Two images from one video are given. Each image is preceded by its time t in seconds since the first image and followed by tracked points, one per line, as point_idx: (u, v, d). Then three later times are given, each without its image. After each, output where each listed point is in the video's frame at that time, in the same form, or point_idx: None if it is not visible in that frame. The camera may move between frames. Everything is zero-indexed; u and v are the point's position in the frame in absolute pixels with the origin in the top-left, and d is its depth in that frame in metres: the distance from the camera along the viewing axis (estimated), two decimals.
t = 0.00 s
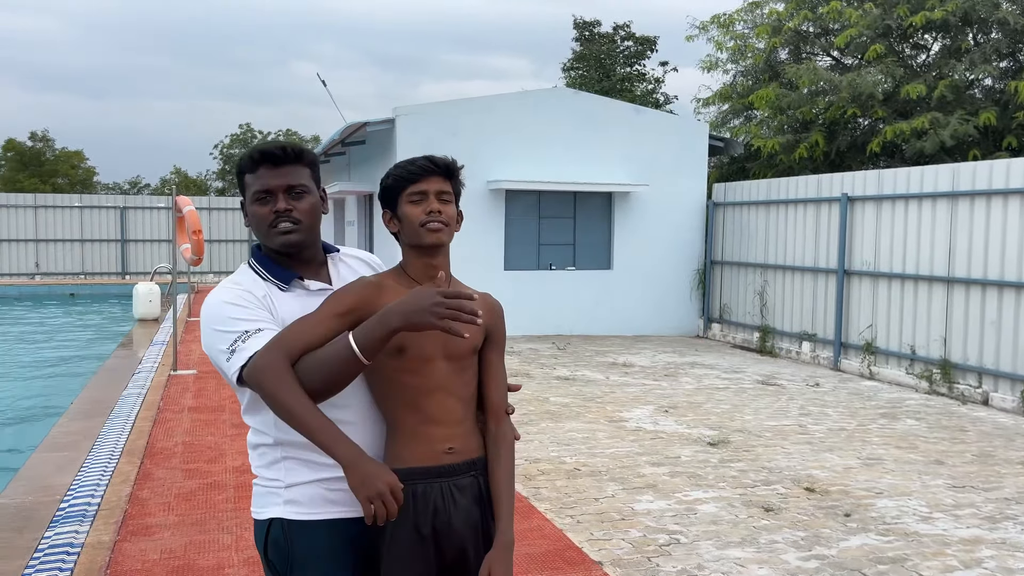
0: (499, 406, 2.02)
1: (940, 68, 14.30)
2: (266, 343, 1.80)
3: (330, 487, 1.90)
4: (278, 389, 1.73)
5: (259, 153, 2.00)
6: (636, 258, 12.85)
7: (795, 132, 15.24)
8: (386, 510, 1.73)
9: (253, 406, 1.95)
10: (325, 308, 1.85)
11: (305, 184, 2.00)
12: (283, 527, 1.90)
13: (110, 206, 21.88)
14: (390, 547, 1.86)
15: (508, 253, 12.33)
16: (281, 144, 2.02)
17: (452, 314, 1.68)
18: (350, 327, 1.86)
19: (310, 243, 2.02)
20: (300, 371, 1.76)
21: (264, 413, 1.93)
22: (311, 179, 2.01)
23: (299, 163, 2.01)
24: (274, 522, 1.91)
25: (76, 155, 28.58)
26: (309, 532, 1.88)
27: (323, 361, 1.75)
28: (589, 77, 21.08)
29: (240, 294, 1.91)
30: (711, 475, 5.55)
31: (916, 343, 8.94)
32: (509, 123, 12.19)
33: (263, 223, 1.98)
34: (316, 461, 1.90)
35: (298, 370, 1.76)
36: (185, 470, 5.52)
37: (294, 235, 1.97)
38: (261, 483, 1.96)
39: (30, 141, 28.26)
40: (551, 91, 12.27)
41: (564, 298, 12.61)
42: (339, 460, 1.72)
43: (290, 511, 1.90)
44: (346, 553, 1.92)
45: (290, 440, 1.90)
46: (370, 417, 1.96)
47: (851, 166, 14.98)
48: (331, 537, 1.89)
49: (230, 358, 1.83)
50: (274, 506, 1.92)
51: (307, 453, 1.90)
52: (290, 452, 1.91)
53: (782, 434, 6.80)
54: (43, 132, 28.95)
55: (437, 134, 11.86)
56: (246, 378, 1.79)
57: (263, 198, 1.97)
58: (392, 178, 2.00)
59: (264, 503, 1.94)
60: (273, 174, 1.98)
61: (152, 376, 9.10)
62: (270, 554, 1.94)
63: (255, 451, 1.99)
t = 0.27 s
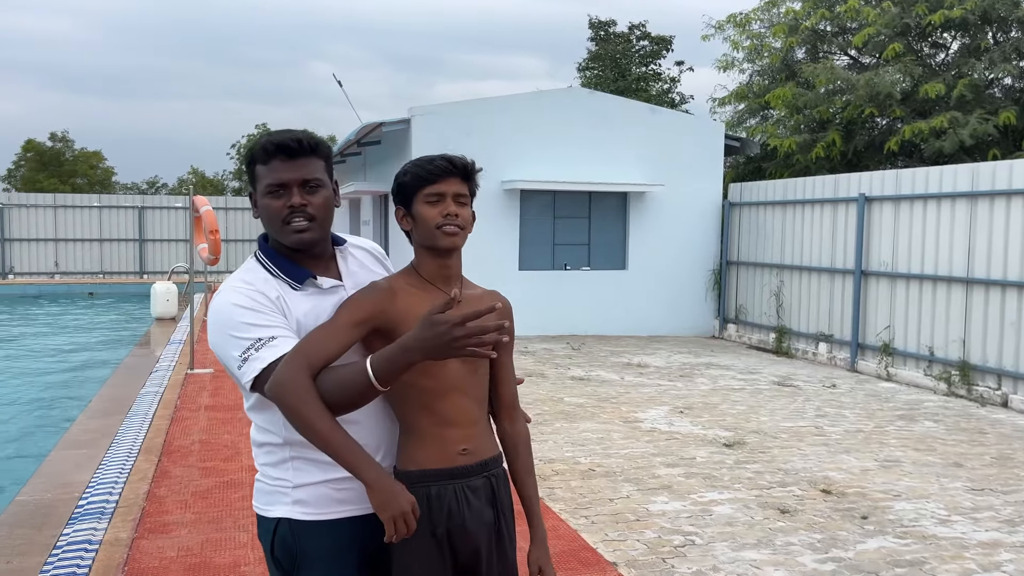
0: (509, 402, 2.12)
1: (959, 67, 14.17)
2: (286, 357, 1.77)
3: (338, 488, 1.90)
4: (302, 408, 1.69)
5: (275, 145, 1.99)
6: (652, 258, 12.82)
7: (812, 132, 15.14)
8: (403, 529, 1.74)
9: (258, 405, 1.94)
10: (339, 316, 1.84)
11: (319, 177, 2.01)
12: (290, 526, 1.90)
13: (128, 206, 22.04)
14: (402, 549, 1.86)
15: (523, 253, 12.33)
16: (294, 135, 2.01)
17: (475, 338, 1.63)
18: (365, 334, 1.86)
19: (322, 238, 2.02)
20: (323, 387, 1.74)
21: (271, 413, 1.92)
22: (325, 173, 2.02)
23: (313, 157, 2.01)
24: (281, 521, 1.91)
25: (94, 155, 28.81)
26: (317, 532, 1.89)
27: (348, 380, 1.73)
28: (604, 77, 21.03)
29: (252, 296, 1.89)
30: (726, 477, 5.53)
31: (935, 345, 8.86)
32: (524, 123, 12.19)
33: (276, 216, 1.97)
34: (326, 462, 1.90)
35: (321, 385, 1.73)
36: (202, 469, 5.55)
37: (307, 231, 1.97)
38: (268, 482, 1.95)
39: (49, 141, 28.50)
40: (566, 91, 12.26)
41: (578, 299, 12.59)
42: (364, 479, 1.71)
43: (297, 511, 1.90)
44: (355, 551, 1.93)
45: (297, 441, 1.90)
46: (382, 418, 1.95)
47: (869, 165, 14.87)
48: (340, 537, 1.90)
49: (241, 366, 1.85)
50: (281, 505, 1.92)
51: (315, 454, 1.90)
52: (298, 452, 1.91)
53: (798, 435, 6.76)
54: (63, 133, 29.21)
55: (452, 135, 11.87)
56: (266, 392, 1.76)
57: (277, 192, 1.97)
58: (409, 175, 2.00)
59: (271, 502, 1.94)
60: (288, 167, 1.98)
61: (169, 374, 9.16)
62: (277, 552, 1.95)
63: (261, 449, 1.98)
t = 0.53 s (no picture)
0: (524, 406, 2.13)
1: (984, 66, 14.01)
2: (308, 357, 1.76)
3: (356, 491, 1.91)
4: (327, 407, 1.69)
5: (310, 145, 1.99)
6: (670, 259, 12.77)
7: (833, 132, 15.03)
8: (422, 534, 1.75)
9: (277, 408, 1.95)
10: (359, 318, 1.83)
11: (349, 181, 2.02)
12: (307, 529, 1.91)
13: (149, 207, 22.25)
14: (417, 551, 1.86)
15: (541, 254, 12.32)
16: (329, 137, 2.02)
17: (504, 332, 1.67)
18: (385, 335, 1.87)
19: (345, 242, 2.04)
20: (346, 384, 1.73)
21: (288, 417, 1.93)
22: (355, 178, 2.03)
23: (345, 160, 2.02)
24: (299, 524, 1.92)
25: (117, 156, 29.10)
26: (334, 533, 1.90)
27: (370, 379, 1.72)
28: (623, 77, 20.99)
29: (275, 296, 1.90)
30: (746, 479, 5.50)
31: (958, 347, 8.77)
32: (542, 124, 12.18)
33: (302, 216, 1.98)
34: (344, 464, 1.91)
35: (344, 385, 1.73)
36: (222, 467, 5.59)
37: (331, 234, 1.98)
38: (285, 482, 1.96)
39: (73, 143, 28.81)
40: (585, 91, 12.24)
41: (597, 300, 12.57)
42: (384, 482, 1.72)
43: (314, 514, 1.90)
44: (371, 552, 1.94)
45: (316, 444, 1.90)
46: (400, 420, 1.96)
47: (891, 166, 14.74)
48: (357, 538, 1.91)
49: (263, 363, 1.86)
50: (298, 507, 1.93)
51: (334, 457, 1.91)
52: (316, 455, 1.92)
53: (819, 438, 6.71)
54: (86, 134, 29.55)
55: (471, 135, 11.89)
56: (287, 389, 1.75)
57: (306, 191, 1.98)
58: (432, 179, 2.00)
59: (288, 504, 1.95)
60: (320, 168, 1.99)
61: (190, 374, 9.24)
62: (293, 552, 1.96)
63: (280, 451, 1.99)
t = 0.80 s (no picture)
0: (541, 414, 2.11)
1: (1009, 65, 13.82)
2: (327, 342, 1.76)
3: (379, 493, 1.90)
4: (348, 390, 1.69)
5: (333, 151, 1.97)
6: (690, 260, 12.70)
7: (855, 132, 14.89)
8: (440, 522, 1.76)
9: (301, 410, 1.96)
10: (380, 312, 1.83)
11: (372, 186, 2.01)
12: (330, 531, 1.91)
13: (171, 208, 22.44)
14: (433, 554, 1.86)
15: (560, 255, 12.30)
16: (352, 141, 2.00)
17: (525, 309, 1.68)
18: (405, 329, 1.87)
19: (366, 246, 2.04)
20: (366, 367, 1.73)
21: (311, 419, 1.93)
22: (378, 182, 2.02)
23: (367, 164, 2.01)
24: (322, 527, 1.92)
25: (139, 158, 29.37)
26: (357, 535, 1.90)
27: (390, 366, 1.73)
28: (642, 78, 20.91)
29: (302, 290, 1.91)
30: (766, 482, 5.45)
31: (983, 350, 8.65)
32: (561, 125, 12.16)
33: (326, 222, 1.98)
34: (366, 467, 1.90)
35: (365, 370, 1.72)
36: (242, 467, 5.62)
37: (356, 239, 1.99)
38: (308, 484, 1.96)
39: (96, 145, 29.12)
40: (603, 92, 12.21)
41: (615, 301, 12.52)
42: (404, 467, 1.72)
43: (337, 516, 1.90)
44: (394, 553, 1.94)
45: (339, 446, 1.90)
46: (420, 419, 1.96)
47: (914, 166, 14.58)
48: (380, 540, 1.91)
49: (286, 350, 1.84)
50: (321, 510, 1.93)
51: (357, 459, 1.91)
52: (338, 458, 1.91)
53: (840, 441, 6.64)
54: (109, 136, 29.86)
55: (489, 137, 11.88)
56: (306, 373, 1.74)
57: (330, 198, 1.97)
58: (457, 181, 1.98)
59: (312, 506, 1.95)
60: (344, 175, 1.97)
61: (210, 374, 9.30)
62: (317, 554, 1.96)
63: (302, 454, 1.99)
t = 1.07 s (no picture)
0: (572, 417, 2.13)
1: None
2: (346, 337, 1.77)
3: (398, 494, 1.90)
4: (369, 379, 1.68)
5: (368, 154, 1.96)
6: (706, 261, 12.65)
7: (873, 132, 14.78)
8: (473, 504, 1.71)
9: (319, 412, 1.97)
10: (401, 310, 1.85)
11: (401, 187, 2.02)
12: (350, 532, 1.91)
13: (189, 210, 22.61)
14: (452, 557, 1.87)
15: (576, 256, 12.28)
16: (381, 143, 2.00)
17: (541, 333, 1.71)
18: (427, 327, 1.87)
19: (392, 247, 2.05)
20: (386, 362, 1.74)
21: (329, 420, 1.93)
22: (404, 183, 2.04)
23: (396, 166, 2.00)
24: (341, 528, 1.92)
25: (159, 161, 29.63)
26: (376, 536, 1.90)
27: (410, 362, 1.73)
28: (659, 79, 20.87)
29: (317, 291, 1.92)
30: (784, 486, 5.41)
31: (1004, 353, 8.55)
32: (577, 126, 12.15)
33: (364, 227, 1.96)
34: (385, 468, 1.91)
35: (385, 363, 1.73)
36: (259, 468, 5.65)
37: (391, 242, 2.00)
38: (328, 485, 1.97)
39: (116, 147, 29.40)
40: (619, 93, 12.18)
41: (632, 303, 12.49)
42: (430, 453, 1.69)
43: (356, 518, 1.91)
44: (414, 554, 1.94)
45: (358, 447, 1.91)
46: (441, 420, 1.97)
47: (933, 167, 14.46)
48: (400, 541, 1.91)
49: (297, 351, 1.84)
50: (341, 511, 1.93)
51: (376, 460, 1.91)
52: (357, 459, 1.92)
53: (859, 444, 6.59)
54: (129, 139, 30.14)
55: (505, 138, 11.88)
56: (327, 368, 1.74)
57: (369, 203, 1.96)
58: (485, 179, 1.97)
59: (332, 507, 1.95)
60: (381, 180, 1.97)
61: (228, 374, 9.36)
62: (336, 555, 1.96)
63: (322, 456, 2.00)
